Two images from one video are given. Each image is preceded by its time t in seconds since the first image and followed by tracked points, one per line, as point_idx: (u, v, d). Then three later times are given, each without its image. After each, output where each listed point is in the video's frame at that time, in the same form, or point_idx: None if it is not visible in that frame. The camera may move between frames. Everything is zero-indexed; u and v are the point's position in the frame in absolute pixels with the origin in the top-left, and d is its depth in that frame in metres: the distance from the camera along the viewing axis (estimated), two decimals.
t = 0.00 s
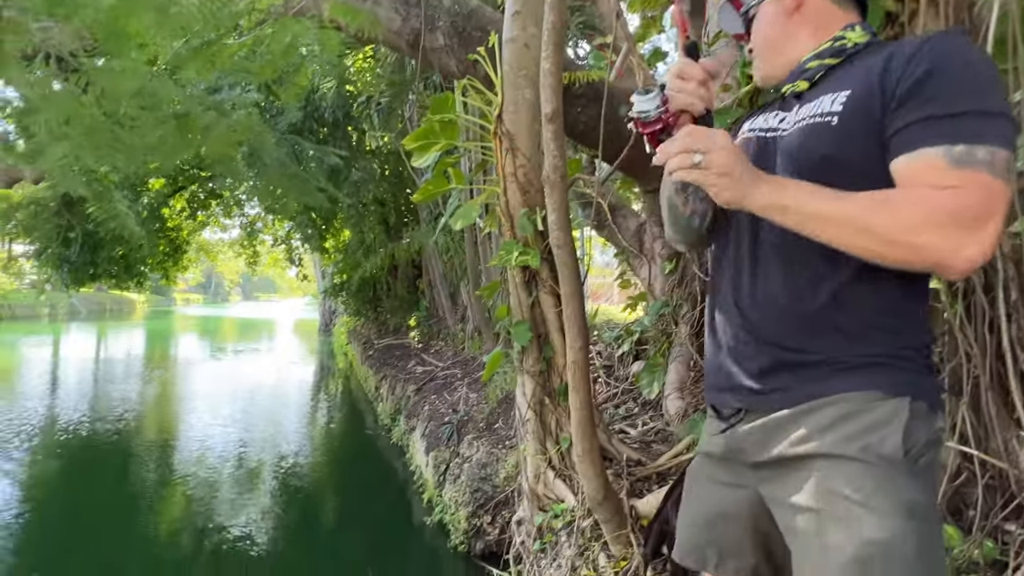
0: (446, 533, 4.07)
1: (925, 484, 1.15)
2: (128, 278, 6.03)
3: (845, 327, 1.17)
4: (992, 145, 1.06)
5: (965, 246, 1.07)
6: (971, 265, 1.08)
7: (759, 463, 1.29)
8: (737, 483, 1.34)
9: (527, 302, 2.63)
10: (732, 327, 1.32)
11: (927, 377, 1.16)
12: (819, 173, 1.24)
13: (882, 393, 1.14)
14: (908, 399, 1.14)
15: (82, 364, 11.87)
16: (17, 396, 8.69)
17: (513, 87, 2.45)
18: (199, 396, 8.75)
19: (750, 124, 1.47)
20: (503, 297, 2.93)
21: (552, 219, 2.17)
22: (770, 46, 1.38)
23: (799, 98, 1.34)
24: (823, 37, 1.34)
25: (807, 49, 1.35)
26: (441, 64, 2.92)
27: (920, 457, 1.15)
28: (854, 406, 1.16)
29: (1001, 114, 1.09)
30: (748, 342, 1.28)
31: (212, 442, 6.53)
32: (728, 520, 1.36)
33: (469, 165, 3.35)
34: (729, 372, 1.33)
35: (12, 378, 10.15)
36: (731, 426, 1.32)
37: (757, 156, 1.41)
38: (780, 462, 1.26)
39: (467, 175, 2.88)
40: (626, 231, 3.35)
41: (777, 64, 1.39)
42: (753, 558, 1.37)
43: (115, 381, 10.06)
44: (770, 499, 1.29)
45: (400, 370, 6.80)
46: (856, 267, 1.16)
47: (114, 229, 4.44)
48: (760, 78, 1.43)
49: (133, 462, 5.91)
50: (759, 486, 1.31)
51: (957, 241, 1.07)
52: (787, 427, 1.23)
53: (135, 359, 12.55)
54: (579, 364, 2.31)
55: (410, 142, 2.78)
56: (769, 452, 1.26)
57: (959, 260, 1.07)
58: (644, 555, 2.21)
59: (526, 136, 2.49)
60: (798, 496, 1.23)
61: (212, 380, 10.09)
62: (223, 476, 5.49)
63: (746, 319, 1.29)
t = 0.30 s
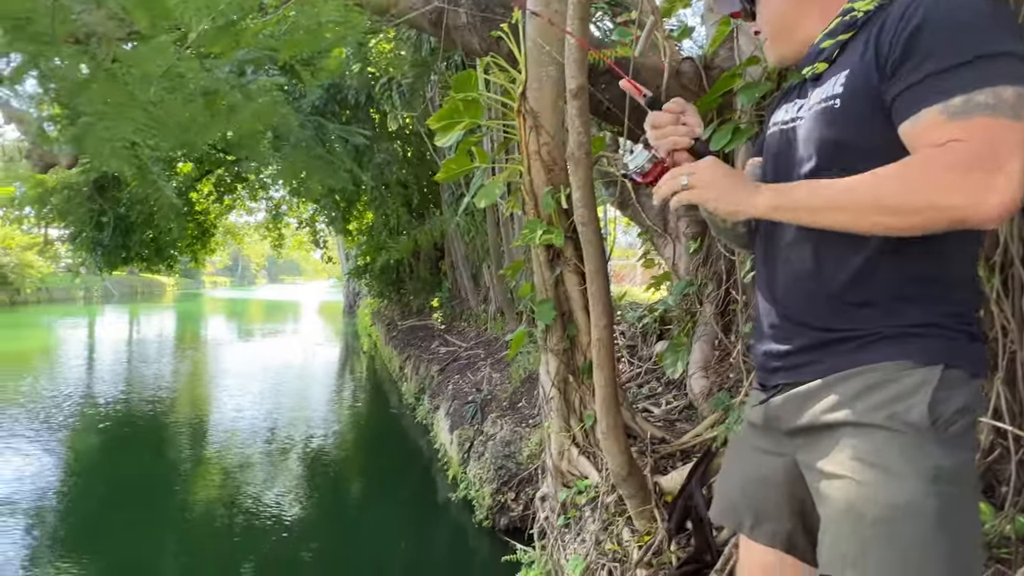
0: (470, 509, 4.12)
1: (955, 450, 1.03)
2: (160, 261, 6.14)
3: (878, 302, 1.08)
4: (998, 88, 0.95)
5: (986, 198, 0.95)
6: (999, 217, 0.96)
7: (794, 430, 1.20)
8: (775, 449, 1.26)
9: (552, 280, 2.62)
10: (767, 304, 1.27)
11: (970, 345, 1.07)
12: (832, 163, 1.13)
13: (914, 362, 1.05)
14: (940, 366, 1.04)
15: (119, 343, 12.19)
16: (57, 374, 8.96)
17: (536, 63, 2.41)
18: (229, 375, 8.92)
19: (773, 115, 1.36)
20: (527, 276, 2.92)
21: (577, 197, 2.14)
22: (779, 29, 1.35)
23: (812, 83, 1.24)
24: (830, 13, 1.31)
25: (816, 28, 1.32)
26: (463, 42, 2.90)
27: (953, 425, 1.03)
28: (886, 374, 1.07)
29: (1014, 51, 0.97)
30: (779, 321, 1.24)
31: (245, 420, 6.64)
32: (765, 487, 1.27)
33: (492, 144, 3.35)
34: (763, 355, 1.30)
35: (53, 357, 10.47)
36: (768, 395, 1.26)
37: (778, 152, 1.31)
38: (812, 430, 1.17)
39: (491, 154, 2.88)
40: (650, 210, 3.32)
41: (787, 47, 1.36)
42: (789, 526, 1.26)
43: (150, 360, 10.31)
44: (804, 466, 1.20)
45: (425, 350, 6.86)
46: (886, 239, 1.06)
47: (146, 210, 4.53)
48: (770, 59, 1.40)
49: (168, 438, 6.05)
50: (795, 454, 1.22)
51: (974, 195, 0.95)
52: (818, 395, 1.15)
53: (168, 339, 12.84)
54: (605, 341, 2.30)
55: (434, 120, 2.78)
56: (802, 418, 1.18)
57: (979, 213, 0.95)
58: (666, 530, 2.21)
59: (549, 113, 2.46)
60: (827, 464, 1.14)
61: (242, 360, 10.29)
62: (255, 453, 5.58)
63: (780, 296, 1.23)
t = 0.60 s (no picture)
0: (493, 488, 4.16)
1: (1006, 416, 0.95)
2: (188, 245, 6.23)
3: (924, 271, 1.03)
4: None
5: (1010, 163, 0.87)
6: None
7: (834, 397, 1.16)
8: (813, 419, 1.22)
9: (576, 260, 2.60)
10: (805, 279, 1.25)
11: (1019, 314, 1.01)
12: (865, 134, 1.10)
13: (961, 328, 0.99)
14: (989, 332, 0.98)
15: (149, 325, 12.45)
16: (90, 354, 9.17)
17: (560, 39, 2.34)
18: (255, 357, 9.05)
19: (804, 90, 1.33)
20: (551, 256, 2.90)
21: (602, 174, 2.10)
22: None
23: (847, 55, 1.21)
24: None
25: None
26: (486, 20, 2.86)
27: (1001, 393, 0.96)
28: (932, 340, 1.01)
29: None
30: (817, 297, 1.21)
31: (272, 400, 6.70)
32: (799, 455, 1.23)
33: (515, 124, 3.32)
34: (802, 331, 1.28)
35: (86, 337, 10.74)
36: (808, 366, 1.22)
37: (808, 126, 1.27)
38: (852, 398, 1.12)
39: (515, 133, 2.85)
40: (675, 191, 3.29)
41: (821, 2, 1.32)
42: (821, 494, 1.21)
43: (179, 341, 10.51)
44: (842, 435, 1.15)
45: (447, 332, 6.89)
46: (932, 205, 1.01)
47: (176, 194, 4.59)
48: (802, 14, 1.36)
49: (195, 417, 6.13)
50: (833, 423, 1.18)
51: (996, 161, 0.87)
52: (855, 364, 1.12)
53: (196, 321, 13.04)
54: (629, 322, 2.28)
55: (458, 100, 2.76)
56: (841, 386, 1.14)
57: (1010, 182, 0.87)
58: (690, 507, 2.21)
59: (573, 91, 2.41)
60: (870, 429, 1.08)
61: (268, 342, 10.42)
62: (282, 432, 5.64)
63: (819, 269, 1.20)
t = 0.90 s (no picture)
0: (509, 471, 4.17)
1: None
2: (206, 230, 6.23)
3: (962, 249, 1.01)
4: None
5: None
6: None
7: (864, 376, 1.14)
8: (839, 398, 1.21)
9: (593, 242, 2.57)
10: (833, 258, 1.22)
11: None
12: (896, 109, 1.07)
13: (1002, 306, 0.98)
14: None
15: (167, 309, 12.54)
16: (110, 337, 9.27)
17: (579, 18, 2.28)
18: (272, 340, 9.10)
19: (825, 66, 1.29)
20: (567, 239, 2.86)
21: (621, 154, 2.05)
22: None
23: (873, 30, 1.17)
24: None
25: None
26: None
27: None
28: (971, 318, 0.99)
29: None
30: (846, 277, 1.19)
31: (289, 383, 6.74)
32: (828, 435, 1.21)
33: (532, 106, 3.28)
34: (830, 311, 1.25)
35: (106, 320, 10.83)
36: (836, 345, 1.20)
37: (830, 102, 1.23)
38: (882, 377, 1.10)
39: (532, 114, 2.82)
40: (694, 174, 3.26)
41: None
42: (850, 476, 1.19)
43: (198, 325, 10.59)
44: (871, 414, 1.14)
45: (463, 317, 6.90)
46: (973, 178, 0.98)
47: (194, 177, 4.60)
48: None
49: (214, 399, 6.18)
50: (862, 401, 1.16)
51: None
52: (886, 344, 1.09)
53: (214, 306, 13.13)
54: (647, 303, 2.23)
55: (474, 80, 2.71)
56: (871, 365, 1.12)
57: None
58: (707, 490, 2.19)
59: (592, 71, 2.36)
60: (903, 408, 1.05)
61: (284, 326, 10.47)
62: (300, 414, 5.69)
63: (847, 248, 1.17)
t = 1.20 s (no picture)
0: (519, 460, 4.17)
1: None
2: (218, 220, 6.23)
3: (975, 245, 0.99)
4: None
5: None
6: None
7: (874, 370, 1.13)
8: (851, 393, 1.19)
9: (605, 232, 2.56)
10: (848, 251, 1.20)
11: None
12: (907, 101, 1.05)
13: (1015, 303, 0.96)
14: None
15: (180, 297, 12.62)
16: (126, 326, 9.34)
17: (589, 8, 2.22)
18: (283, 329, 9.14)
19: (846, 60, 1.28)
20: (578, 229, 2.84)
21: (633, 143, 2.02)
22: None
23: (893, 19, 1.15)
24: None
25: None
26: None
27: None
28: (982, 314, 0.97)
29: None
30: (861, 269, 1.17)
31: (301, 371, 6.78)
32: (838, 430, 1.21)
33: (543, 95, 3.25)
34: (845, 304, 1.23)
35: (120, 309, 10.93)
36: (849, 339, 1.19)
37: (851, 95, 1.22)
38: (893, 373, 1.09)
39: (544, 104, 2.78)
40: (707, 164, 3.24)
41: None
42: (863, 474, 1.17)
43: (211, 313, 10.65)
44: (881, 410, 1.12)
45: (474, 307, 6.90)
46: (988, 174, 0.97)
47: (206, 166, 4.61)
48: None
49: (228, 386, 6.23)
50: (871, 397, 1.15)
51: None
52: (899, 338, 1.08)
53: (227, 295, 13.21)
54: (659, 294, 2.21)
55: (489, 73, 2.66)
56: (882, 359, 1.10)
57: None
58: (718, 482, 2.18)
59: (603, 60, 2.31)
60: (913, 404, 1.03)
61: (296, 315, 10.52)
62: (312, 402, 5.71)
63: (863, 241, 1.16)
